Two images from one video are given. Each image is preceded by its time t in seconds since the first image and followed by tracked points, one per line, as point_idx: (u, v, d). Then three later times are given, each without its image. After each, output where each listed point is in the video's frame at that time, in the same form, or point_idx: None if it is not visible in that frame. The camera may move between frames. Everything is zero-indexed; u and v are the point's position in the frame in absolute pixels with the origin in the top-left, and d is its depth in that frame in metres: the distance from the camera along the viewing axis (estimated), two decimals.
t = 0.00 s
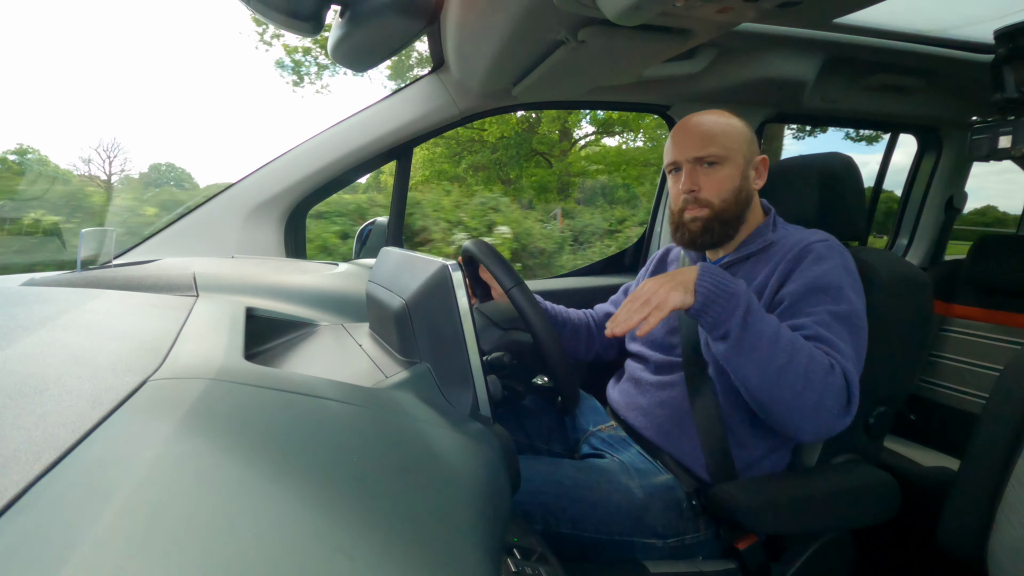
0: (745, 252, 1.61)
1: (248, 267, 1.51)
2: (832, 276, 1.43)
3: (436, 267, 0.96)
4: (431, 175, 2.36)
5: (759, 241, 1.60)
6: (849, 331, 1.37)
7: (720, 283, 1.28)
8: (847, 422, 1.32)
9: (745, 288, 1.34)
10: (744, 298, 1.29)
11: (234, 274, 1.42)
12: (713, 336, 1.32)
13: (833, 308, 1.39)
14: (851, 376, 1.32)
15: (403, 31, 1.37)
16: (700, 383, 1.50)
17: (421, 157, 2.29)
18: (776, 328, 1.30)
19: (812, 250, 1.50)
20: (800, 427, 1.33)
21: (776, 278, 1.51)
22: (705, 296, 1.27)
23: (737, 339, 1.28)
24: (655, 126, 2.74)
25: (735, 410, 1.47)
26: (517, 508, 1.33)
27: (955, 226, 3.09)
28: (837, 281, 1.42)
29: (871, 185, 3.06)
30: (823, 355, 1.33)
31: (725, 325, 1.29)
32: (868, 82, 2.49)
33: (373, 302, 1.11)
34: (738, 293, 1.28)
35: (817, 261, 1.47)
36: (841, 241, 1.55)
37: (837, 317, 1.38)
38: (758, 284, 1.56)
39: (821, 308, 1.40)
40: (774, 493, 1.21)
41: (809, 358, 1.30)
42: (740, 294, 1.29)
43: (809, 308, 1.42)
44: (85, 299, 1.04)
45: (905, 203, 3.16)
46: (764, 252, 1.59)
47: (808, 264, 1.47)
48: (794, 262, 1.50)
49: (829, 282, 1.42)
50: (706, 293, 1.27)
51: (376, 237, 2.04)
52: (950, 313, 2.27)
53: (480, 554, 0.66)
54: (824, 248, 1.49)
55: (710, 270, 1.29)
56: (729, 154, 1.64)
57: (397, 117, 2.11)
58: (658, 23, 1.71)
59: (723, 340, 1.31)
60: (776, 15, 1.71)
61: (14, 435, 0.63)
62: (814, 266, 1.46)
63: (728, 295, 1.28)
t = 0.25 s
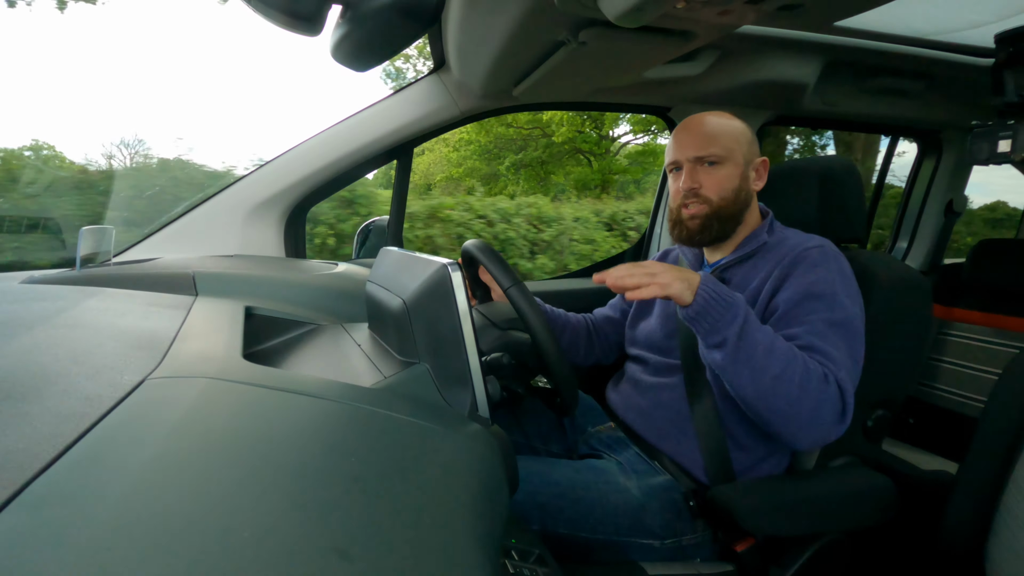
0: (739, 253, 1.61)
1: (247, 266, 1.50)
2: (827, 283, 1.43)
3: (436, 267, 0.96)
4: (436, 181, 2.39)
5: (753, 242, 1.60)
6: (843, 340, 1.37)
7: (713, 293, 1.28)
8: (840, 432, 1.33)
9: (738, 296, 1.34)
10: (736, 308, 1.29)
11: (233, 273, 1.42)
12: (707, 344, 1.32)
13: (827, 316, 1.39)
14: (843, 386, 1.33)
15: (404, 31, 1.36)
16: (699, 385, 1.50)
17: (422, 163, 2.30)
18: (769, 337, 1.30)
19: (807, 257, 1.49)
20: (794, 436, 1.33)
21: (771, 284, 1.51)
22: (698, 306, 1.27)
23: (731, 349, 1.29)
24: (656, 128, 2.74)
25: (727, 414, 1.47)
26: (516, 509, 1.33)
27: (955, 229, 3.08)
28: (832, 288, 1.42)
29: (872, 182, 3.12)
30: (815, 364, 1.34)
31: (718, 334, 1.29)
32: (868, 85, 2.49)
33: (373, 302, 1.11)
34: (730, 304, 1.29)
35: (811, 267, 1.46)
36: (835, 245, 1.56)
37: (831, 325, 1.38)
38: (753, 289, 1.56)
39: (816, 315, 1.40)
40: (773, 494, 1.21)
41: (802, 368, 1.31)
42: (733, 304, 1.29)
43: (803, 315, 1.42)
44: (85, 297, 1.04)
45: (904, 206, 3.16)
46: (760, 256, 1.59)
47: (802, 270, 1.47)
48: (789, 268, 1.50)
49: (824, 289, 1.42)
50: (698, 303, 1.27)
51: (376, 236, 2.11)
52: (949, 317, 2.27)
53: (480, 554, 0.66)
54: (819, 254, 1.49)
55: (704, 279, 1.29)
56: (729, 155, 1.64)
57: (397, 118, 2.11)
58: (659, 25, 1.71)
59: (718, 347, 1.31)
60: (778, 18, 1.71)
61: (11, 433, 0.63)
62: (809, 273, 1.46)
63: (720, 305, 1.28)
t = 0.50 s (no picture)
0: (744, 252, 1.61)
1: (249, 270, 1.51)
2: (835, 284, 1.43)
3: (436, 270, 0.96)
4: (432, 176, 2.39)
5: (762, 238, 1.60)
6: (849, 340, 1.37)
7: (723, 287, 1.29)
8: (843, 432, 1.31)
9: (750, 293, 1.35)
10: (745, 305, 1.30)
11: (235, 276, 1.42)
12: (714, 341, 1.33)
13: (833, 315, 1.39)
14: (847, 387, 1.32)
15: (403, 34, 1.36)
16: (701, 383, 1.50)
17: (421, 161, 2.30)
18: (777, 335, 1.30)
19: (815, 258, 1.49)
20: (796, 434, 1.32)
21: (779, 283, 1.51)
22: (709, 301, 1.28)
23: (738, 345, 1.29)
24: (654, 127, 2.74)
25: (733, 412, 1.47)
26: (519, 510, 1.33)
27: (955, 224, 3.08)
28: (840, 288, 1.42)
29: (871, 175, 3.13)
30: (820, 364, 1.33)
31: (727, 328, 1.30)
32: (867, 81, 2.49)
33: (374, 304, 1.11)
34: (740, 300, 1.30)
35: (821, 268, 1.47)
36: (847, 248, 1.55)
37: (837, 325, 1.38)
38: (761, 289, 1.56)
39: (822, 315, 1.40)
40: (776, 492, 1.21)
41: (807, 366, 1.31)
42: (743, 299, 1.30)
43: (810, 315, 1.42)
44: (87, 303, 1.04)
45: (904, 202, 3.16)
46: (769, 254, 1.59)
47: (811, 271, 1.47)
48: (797, 268, 1.50)
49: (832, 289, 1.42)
50: (708, 298, 1.28)
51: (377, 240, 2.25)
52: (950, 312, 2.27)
53: (484, 554, 0.66)
54: (828, 255, 1.49)
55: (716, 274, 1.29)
56: (731, 148, 1.64)
57: (397, 120, 2.11)
58: (658, 23, 1.71)
59: (725, 343, 1.31)
60: (776, 15, 1.71)
61: (15, 439, 0.63)
62: (818, 273, 1.46)
63: (727, 302, 1.29)
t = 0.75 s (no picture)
0: (732, 258, 1.61)
1: (248, 266, 1.51)
2: (811, 291, 1.43)
3: (435, 267, 0.96)
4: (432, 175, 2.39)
5: (748, 246, 1.59)
6: (821, 348, 1.37)
7: (688, 298, 1.30)
8: (809, 441, 1.31)
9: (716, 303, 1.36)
10: (710, 315, 1.31)
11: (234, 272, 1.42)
12: (681, 351, 1.35)
13: (807, 323, 1.39)
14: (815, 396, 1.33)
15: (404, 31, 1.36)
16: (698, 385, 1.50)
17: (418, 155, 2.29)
18: (741, 345, 1.31)
19: (793, 264, 1.49)
20: (762, 442, 1.33)
21: (759, 289, 1.51)
22: (674, 311, 1.30)
23: (702, 355, 1.30)
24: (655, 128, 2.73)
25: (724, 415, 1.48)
26: (515, 509, 1.33)
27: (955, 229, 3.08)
28: (815, 296, 1.42)
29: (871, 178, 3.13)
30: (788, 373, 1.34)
31: (690, 339, 1.31)
32: (868, 85, 2.49)
33: (373, 301, 1.11)
34: (705, 311, 1.31)
35: (799, 275, 1.46)
36: (830, 254, 1.55)
37: (810, 333, 1.39)
38: (743, 295, 1.56)
39: (795, 324, 1.41)
40: (772, 494, 1.21)
41: (773, 375, 1.31)
42: (707, 310, 1.31)
43: (785, 323, 1.42)
44: (86, 296, 1.04)
45: (904, 206, 3.16)
46: (756, 260, 1.58)
47: (789, 277, 1.47)
48: (776, 275, 1.50)
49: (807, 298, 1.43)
50: (673, 308, 1.30)
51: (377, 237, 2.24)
52: (948, 316, 2.27)
53: (479, 553, 0.66)
54: (807, 261, 1.48)
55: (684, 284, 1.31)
56: (704, 160, 1.64)
57: (397, 117, 2.11)
58: (659, 24, 1.71)
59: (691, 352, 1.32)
60: (778, 17, 1.71)
61: (11, 433, 0.63)
62: (794, 281, 1.46)
63: (693, 312, 1.30)
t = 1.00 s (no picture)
0: (744, 256, 1.59)
1: (248, 266, 1.51)
2: (822, 297, 1.43)
3: (436, 267, 0.96)
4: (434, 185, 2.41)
5: (760, 246, 1.58)
6: (832, 355, 1.37)
7: (691, 314, 1.30)
8: (821, 448, 1.31)
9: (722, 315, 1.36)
10: (716, 330, 1.31)
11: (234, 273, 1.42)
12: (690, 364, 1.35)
13: (819, 329, 1.39)
14: (825, 403, 1.33)
15: (403, 31, 1.36)
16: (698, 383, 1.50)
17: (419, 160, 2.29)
18: (747, 358, 1.32)
19: (807, 268, 1.48)
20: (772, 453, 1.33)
21: (772, 290, 1.50)
22: (679, 327, 1.30)
23: (708, 370, 1.31)
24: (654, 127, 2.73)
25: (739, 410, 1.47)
26: (516, 509, 1.33)
27: (954, 226, 3.08)
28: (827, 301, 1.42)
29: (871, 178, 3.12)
30: (799, 381, 1.34)
31: (694, 355, 1.32)
32: (868, 82, 2.49)
33: (373, 302, 1.11)
34: (711, 325, 1.31)
35: (812, 279, 1.46)
36: (842, 255, 1.53)
37: (822, 339, 1.38)
38: (755, 295, 1.55)
39: (806, 331, 1.40)
40: (773, 492, 1.21)
41: (781, 385, 1.31)
42: (713, 324, 1.31)
43: (796, 329, 1.42)
44: (86, 298, 1.04)
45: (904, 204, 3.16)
46: (771, 261, 1.57)
47: (802, 281, 1.46)
48: (789, 277, 1.49)
49: (817, 303, 1.42)
50: (678, 324, 1.30)
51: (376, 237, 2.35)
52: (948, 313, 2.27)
53: (481, 553, 0.66)
54: (820, 265, 1.47)
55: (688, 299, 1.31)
56: (719, 151, 1.64)
57: (398, 118, 2.11)
58: (658, 22, 1.71)
59: (699, 366, 1.33)
60: (777, 15, 1.71)
61: (11, 435, 0.63)
62: (807, 285, 1.45)
63: (699, 327, 1.30)
